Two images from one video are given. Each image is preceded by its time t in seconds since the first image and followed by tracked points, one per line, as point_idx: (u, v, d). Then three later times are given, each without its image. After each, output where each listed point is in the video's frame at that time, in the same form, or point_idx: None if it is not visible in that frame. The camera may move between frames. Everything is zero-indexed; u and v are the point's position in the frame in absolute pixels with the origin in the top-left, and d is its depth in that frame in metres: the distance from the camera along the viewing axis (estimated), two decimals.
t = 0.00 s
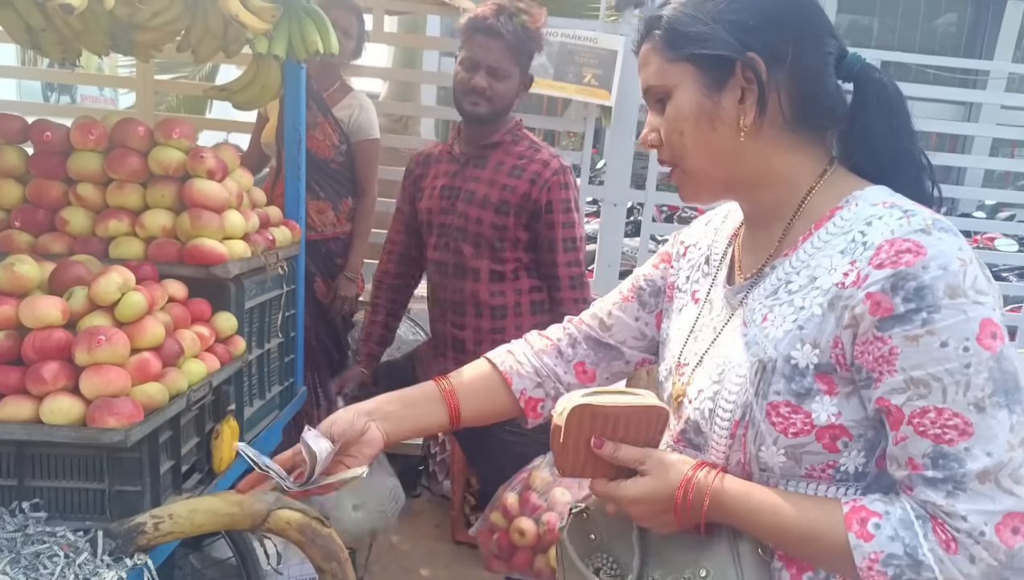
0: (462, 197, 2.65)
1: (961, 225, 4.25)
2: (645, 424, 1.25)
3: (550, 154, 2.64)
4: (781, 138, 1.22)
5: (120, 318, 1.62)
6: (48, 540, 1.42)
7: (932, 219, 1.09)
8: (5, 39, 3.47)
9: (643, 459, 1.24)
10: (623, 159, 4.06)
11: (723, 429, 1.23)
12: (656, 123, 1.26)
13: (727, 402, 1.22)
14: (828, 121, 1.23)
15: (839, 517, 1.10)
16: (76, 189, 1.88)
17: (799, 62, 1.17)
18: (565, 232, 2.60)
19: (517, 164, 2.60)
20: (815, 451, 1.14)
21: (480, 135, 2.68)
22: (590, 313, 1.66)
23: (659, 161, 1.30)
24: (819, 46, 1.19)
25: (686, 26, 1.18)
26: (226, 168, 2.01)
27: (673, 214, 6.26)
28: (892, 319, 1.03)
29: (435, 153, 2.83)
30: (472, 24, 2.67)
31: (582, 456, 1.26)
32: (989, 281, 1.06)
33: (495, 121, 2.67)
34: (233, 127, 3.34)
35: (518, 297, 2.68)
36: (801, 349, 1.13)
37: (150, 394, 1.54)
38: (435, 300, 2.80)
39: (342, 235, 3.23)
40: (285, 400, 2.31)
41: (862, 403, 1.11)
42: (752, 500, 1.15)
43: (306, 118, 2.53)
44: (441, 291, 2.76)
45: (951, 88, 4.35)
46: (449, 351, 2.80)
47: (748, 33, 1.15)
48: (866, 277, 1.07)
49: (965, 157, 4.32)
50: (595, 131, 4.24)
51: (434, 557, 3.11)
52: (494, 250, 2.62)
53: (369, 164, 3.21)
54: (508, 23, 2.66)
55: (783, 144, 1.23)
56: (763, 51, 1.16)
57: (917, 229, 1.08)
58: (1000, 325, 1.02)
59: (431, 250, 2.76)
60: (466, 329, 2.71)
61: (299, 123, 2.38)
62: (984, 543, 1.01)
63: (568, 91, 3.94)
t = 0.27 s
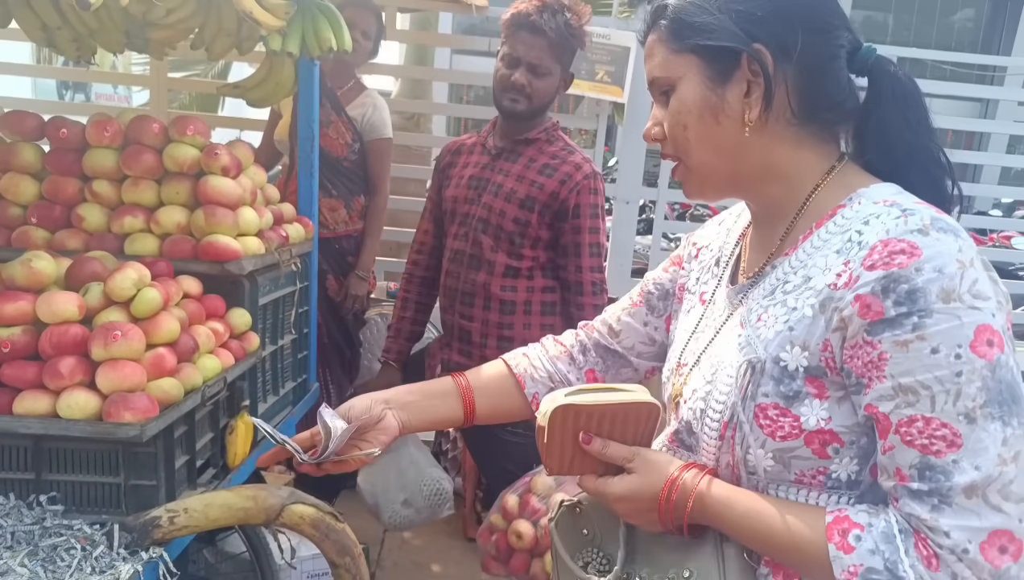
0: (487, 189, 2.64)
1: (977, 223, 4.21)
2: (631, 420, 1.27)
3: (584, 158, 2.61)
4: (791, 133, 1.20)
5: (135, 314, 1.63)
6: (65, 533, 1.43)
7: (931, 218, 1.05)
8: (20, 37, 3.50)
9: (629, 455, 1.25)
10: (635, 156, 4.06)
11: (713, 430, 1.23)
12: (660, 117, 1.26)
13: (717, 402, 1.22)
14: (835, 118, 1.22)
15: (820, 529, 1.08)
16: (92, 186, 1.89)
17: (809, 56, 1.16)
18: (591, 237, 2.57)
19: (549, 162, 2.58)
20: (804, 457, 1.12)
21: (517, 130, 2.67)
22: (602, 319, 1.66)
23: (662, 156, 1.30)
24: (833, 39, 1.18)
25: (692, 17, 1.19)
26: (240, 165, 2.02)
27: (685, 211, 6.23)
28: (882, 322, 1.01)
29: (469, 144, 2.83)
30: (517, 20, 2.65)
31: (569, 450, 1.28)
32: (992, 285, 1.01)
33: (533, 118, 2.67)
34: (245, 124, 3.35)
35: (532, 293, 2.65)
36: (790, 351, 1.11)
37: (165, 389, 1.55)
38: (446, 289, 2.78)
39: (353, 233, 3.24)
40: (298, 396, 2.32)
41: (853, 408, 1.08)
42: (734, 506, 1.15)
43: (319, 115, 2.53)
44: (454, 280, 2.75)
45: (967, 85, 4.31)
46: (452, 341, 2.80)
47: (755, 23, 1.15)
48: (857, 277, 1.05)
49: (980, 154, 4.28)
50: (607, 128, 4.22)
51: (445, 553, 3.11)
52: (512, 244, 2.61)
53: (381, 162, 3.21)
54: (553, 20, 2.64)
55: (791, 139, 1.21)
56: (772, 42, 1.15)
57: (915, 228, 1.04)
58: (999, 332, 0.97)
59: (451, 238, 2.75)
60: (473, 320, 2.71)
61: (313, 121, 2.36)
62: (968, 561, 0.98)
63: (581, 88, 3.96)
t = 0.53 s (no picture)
0: (501, 186, 2.61)
1: (987, 217, 4.19)
2: (627, 407, 1.32)
3: (598, 155, 2.57)
4: (791, 126, 1.18)
5: (145, 310, 1.63)
6: (75, 529, 1.44)
7: (911, 215, 1.03)
8: (30, 36, 3.51)
9: (621, 439, 1.31)
10: (644, 152, 4.05)
11: (701, 420, 1.25)
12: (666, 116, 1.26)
13: (705, 392, 1.23)
14: (834, 112, 1.19)
15: (790, 520, 1.08)
16: (101, 183, 1.90)
17: (806, 47, 1.14)
18: (606, 236, 2.54)
19: (563, 159, 2.54)
20: (783, 448, 1.12)
21: (531, 127, 2.64)
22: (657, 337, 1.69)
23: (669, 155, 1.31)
24: (832, 29, 1.15)
25: (687, 14, 1.19)
26: (248, 161, 2.02)
27: (693, 208, 6.21)
28: (853, 319, 1.00)
29: (485, 141, 2.81)
30: (529, 15, 2.62)
31: (566, 430, 1.35)
32: (975, 283, 0.98)
33: (546, 114, 2.63)
34: (254, 122, 3.36)
35: (546, 291, 2.62)
36: (770, 345, 1.10)
37: (174, 385, 1.56)
38: (461, 286, 2.77)
39: (361, 230, 3.24)
40: (306, 392, 2.32)
41: (832, 403, 1.07)
42: (711, 493, 1.16)
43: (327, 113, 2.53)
44: (468, 277, 2.73)
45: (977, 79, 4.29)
46: (468, 336, 2.79)
47: (750, 19, 1.14)
48: (832, 275, 1.04)
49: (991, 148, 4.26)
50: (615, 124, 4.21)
51: (453, 549, 3.12)
52: (527, 242, 2.58)
53: (389, 159, 3.22)
54: (568, 14, 2.59)
55: (794, 132, 1.19)
56: (766, 36, 1.13)
57: (892, 225, 1.03)
58: (974, 332, 0.95)
59: (466, 235, 2.74)
60: (488, 317, 2.69)
61: (320, 118, 2.37)
62: (923, 558, 0.97)
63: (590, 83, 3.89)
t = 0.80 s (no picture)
0: (512, 184, 2.45)
1: (996, 213, 4.15)
2: (629, 387, 1.35)
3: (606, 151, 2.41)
4: (796, 122, 1.16)
5: (151, 307, 1.64)
6: (82, 525, 1.44)
7: (887, 216, 1.00)
8: (36, 33, 3.51)
9: (621, 417, 1.33)
10: (649, 148, 4.03)
11: (694, 401, 1.26)
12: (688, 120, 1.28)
13: (698, 377, 1.24)
14: (841, 108, 1.15)
15: (752, 499, 1.10)
16: (107, 180, 1.90)
17: (803, 44, 1.11)
18: (617, 233, 2.36)
19: (572, 156, 2.38)
20: (762, 434, 1.13)
21: (539, 123, 2.47)
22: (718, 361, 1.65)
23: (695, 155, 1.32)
24: (834, 23, 1.11)
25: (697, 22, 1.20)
26: (253, 158, 2.02)
27: (699, 204, 6.18)
28: (821, 316, 0.99)
29: (494, 139, 2.64)
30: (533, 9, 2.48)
31: (573, 407, 1.38)
32: (948, 285, 0.95)
33: (556, 109, 2.46)
34: (259, 119, 3.36)
35: (558, 293, 2.45)
36: (754, 335, 1.10)
37: (180, 382, 1.56)
38: (474, 287, 2.60)
39: (367, 227, 3.24)
40: (312, 389, 2.33)
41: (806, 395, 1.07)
42: (688, 471, 1.19)
43: (331, 109, 2.53)
44: (479, 279, 2.57)
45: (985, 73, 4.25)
46: (479, 342, 2.59)
47: (749, 23, 1.14)
48: (806, 271, 1.03)
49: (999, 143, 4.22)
50: (620, 120, 4.19)
51: (458, 545, 3.11)
52: (537, 241, 2.42)
53: (394, 156, 3.22)
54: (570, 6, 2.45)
55: (799, 125, 1.16)
56: (762, 36, 1.13)
57: (865, 225, 1.00)
58: (937, 334, 0.92)
59: (478, 236, 2.57)
60: (500, 320, 2.50)
61: (326, 115, 2.36)
62: (863, 547, 0.95)
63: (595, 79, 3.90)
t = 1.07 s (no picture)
0: (521, 185, 2.37)
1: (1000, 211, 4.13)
2: (639, 371, 1.35)
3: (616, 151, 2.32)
4: (804, 125, 1.15)
5: (152, 304, 1.63)
6: (83, 522, 1.44)
7: (858, 216, 1.01)
8: (37, 30, 3.49)
9: (629, 397, 1.34)
10: (652, 145, 4.01)
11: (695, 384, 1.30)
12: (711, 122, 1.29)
13: (699, 362, 1.27)
14: (850, 114, 1.13)
15: (724, 473, 1.11)
16: (108, 177, 1.90)
17: (809, 52, 1.10)
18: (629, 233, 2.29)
19: (581, 156, 2.31)
20: (746, 418, 1.16)
21: (548, 124, 2.41)
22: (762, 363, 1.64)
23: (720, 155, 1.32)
24: (842, 34, 1.09)
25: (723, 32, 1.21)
26: (255, 155, 2.01)
27: (701, 201, 6.16)
28: (791, 307, 1.01)
29: (502, 138, 2.56)
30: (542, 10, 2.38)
31: (586, 387, 1.41)
32: (912, 284, 0.95)
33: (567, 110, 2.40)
34: (260, 116, 3.34)
35: (569, 293, 2.36)
36: (744, 324, 1.13)
37: (181, 378, 1.56)
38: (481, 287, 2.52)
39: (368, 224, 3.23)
40: (313, 387, 2.32)
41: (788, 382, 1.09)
42: (675, 447, 1.19)
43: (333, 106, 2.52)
44: (487, 279, 2.48)
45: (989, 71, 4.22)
46: (489, 341, 2.52)
47: (762, 31, 1.14)
48: (782, 264, 1.05)
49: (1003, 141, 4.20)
50: (622, 117, 4.17)
51: (460, 543, 3.10)
52: (547, 242, 2.34)
53: (396, 153, 3.21)
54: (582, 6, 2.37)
55: (807, 130, 1.15)
56: (771, 45, 1.13)
57: (836, 223, 1.02)
58: (891, 329, 0.93)
59: (485, 236, 2.49)
60: (510, 318, 2.43)
61: (327, 111, 2.35)
62: (804, 520, 0.97)
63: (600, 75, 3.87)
